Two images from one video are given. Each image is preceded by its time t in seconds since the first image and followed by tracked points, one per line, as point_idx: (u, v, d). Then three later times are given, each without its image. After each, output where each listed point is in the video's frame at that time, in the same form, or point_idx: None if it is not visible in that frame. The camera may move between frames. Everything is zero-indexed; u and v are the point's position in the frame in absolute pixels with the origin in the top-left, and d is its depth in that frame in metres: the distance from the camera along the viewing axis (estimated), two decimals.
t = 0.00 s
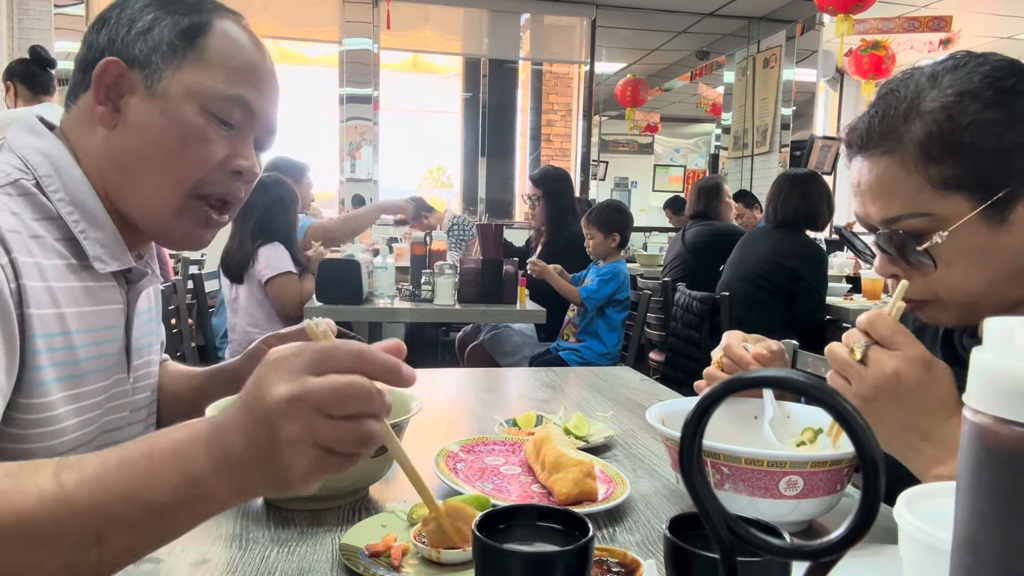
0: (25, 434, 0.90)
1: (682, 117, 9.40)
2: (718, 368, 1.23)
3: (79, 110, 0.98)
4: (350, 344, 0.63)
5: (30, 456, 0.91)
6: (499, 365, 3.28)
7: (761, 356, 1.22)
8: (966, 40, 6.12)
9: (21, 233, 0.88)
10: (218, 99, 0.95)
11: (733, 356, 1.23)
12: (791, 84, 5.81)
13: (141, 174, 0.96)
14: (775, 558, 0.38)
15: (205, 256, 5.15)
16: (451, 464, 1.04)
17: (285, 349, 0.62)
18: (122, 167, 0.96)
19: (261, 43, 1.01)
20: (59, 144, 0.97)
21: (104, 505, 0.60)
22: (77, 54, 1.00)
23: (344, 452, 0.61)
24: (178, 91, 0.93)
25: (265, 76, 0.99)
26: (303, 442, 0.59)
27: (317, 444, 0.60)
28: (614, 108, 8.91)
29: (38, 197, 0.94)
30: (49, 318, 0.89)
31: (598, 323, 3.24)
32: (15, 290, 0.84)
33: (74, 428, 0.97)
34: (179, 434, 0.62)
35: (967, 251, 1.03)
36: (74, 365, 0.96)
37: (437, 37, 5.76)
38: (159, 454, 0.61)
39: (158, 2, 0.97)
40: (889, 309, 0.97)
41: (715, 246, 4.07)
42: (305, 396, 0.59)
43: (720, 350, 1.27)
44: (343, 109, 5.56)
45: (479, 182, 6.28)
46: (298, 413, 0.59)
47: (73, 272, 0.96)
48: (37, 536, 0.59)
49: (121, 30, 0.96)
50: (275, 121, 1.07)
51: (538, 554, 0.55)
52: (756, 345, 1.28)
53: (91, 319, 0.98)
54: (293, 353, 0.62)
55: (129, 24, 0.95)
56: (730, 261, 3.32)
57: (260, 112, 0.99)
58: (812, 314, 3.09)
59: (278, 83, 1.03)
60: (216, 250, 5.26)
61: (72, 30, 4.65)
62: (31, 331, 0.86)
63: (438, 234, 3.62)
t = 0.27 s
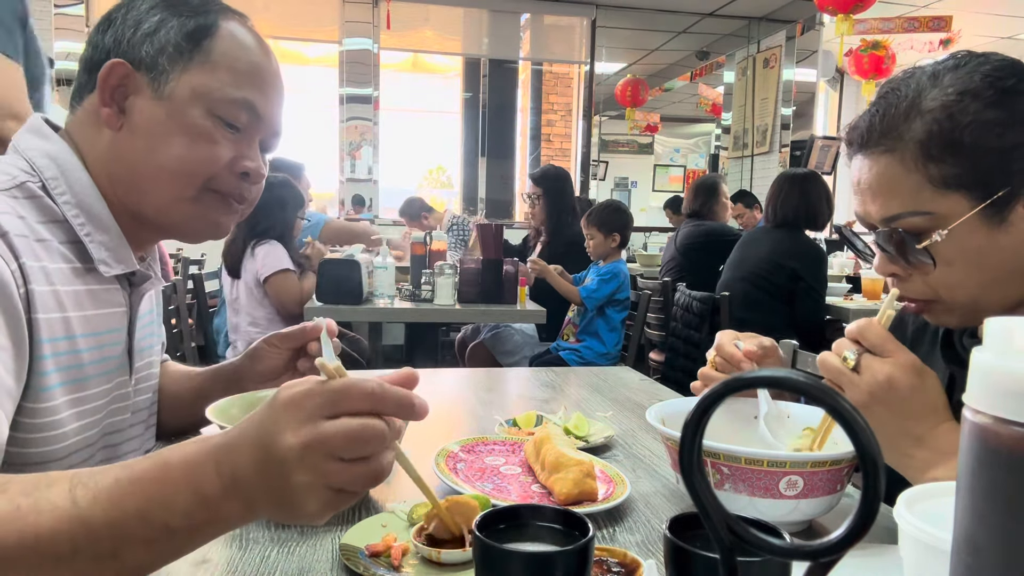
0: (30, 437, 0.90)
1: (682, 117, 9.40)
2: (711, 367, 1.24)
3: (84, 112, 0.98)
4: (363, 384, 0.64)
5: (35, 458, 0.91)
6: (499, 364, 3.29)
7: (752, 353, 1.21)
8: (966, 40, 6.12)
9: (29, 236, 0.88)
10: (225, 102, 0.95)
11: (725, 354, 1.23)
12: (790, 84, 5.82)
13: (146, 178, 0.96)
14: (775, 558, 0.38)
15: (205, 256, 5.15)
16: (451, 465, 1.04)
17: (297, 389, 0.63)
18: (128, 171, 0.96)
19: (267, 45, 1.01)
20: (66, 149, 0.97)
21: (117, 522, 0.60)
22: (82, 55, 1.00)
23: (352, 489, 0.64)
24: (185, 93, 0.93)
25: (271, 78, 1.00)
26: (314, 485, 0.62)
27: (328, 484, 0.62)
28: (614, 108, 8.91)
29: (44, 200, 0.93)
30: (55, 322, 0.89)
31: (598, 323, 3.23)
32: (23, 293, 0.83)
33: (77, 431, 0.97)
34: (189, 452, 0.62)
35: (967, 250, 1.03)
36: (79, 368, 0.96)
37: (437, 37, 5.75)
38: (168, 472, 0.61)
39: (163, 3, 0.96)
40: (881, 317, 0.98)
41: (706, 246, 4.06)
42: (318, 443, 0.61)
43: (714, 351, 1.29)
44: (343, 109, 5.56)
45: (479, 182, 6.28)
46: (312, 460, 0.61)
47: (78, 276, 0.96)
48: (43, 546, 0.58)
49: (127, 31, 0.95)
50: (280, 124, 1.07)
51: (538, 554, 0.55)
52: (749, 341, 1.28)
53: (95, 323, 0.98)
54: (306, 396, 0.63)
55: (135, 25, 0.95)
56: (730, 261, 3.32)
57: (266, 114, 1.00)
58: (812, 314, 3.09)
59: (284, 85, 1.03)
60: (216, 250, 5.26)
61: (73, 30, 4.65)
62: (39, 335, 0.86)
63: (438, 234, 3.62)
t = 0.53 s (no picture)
0: (31, 438, 0.90)
1: (682, 116, 9.40)
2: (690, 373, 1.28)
3: (87, 112, 0.98)
4: (360, 382, 0.65)
5: (36, 459, 0.91)
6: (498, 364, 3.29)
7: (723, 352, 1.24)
8: (966, 40, 6.12)
9: (31, 237, 0.88)
10: (228, 104, 0.95)
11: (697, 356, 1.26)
12: (791, 84, 5.85)
13: (148, 178, 0.96)
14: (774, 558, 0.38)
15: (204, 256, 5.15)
16: (451, 465, 1.04)
17: (296, 385, 0.64)
18: (130, 172, 0.96)
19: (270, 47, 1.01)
20: (68, 148, 0.97)
21: (115, 523, 0.60)
22: (85, 56, 1.00)
23: (348, 488, 0.64)
24: (187, 95, 0.93)
25: (274, 79, 1.00)
26: (310, 482, 0.62)
27: (324, 482, 0.62)
28: (614, 108, 8.91)
29: (46, 201, 0.93)
30: (57, 323, 0.89)
31: (598, 323, 3.23)
32: (25, 295, 0.84)
33: (78, 432, 0.97)
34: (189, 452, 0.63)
35: (967, 248, 1.04)
36: (80, 370, 0.96)
37: (437, 37, 5.75)
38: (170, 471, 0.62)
39: (167, 5, 0.96)
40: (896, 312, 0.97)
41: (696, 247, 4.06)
42: (315, 438, 0.61)
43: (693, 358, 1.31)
44: (343, 109, 5.58)
45: (479, 182, 6.27)
46: (308, 455, 0.61)
47: (80, 277, 0.96)
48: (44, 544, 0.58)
49: (130, 32, 0.95)
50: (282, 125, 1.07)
51: (537, 554, 0.55)
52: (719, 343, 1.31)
53: (96, 323, 0.98)
54: (304, 392, 0.63)
55: (138, 26, 0.95)
56: (730, 260, 3.32)
57: (269, 117, 1.00)
58: (812, 314, 3.08)
59: (287, 87, 1.03)
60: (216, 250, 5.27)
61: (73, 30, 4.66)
62: (40, 336, 0.86)
63: (438, 233, 3.62)
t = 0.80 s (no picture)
0: (30, 439, 0.90)
1: (682, 117, 9.41)
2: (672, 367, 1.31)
3: (89, 113, 0.98)
4: (349, 383, 0.63)
5: (37, 459, 0.92)
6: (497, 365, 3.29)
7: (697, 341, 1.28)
8: (966, 40, 6.12)
9: (31, 239, 0.88)
10: (228, 105, 0.95)
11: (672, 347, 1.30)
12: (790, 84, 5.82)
13: (148, 179, 0.97)
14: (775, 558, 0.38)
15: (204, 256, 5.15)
16: (451, 465, 1.04)
17: (283, 389, 0.62)
18: (131, 174, 0.97)
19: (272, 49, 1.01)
20: (70, 150, 0.97)
21: (108, 529, 0.61)
22: (86, 56, 1.00)
23: (339, 491, 0.63)
24: (189, 96, 0.93)
25: (274, 80, 1.00)
26: (300, 486, 0.61)
27: (314, 486, 0.62)
28: (614, 108, 8.91)
29: (47, 201, 0.93)
30: (57, 324, 0.89)
31: (598, 324, 3.23)
32: (25, 297, 0.84)
33: (78, 433, 0.97)
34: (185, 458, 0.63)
35: (966, 243, 1.04)
36: (80, 371, 0.96)
37: (437, 37, 5.75)
38: (165, 478, 0.62)
39: (168, 6, 0.96)
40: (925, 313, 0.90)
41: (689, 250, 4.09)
42: (304, 443, 0.60)
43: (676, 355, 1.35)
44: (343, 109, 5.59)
45: (479, 182, 6.29)
46: (298, 460, 0.60)
47: (80, 278, 0.96)
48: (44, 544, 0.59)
49: (132, 33, 0.95)
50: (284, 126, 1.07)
51: (537, 554, 0.55)
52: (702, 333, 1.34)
53: (97, 324, 0.98)
54: (291, 396, 0.61)
55: (139, 27, 0.95)
56: (729, 260, 3.32)
57: (270, 118, 1.00)
58: (812, 314, 3.08)
59: (288, 88, 1.04)
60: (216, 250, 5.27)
61: (73, 30, 4.65)
62: (40, 338, 0.86)
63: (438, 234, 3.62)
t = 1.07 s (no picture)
0: (29, 439, 0.90)
1: (682, 117, 9.40)
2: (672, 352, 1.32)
3: (87, 112, 0.98)
4: (352, 419, 0.62)
5: (36, 458, 0.92)
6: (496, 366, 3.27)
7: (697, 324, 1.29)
8: (966, 40, 6.12)
9: (30, 239, 0.88)
10: (226, 104, 0.95)
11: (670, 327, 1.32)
12: (791, 84, 5.81)
13: (148, 179, 0.97)
14: (775, 558, 0.38)
15: (205, 256, 5.15)
16: (451, 465, 1.04)
17: (287, 421, 0.62)
18: (130, 174, 0.97)
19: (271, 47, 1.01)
20: (68, 149, 0.97)
21: (105, 538, 0.61)
22: (84, 56, 1.00)
23: (343, 519, 0.64)
24: (186, 95, 0.93)
25: (273, 79, 1.00)
26: (304, 516, 0.62)
27: (317, 516, 0.62)
28: (614, 108, 8.90)
29: (46, 202, 0.93)
30: (55, 324, 0.90)
31: (599, 324, 3.24)
32: (24, 296, 0.84)
33: (76, 433, 0.97)
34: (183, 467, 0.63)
35: (967, 238, 1.04)
36: (79, 371, 0.96)
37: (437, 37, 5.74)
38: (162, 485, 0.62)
39: (165, 5, 0.96)
40: (851, 357, 0.86)
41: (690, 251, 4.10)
42: (308, 478, 0.60)
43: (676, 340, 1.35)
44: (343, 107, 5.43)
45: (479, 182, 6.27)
46: (300, 493, 0.61)
47: (79, 278, 0.96)
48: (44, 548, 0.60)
49: (129, 31, 0.95)
50: (283, 125, 1.07)
51: (537, 555, 0.55)
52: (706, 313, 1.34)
53: (95, 323, 0.98)
54: (294, 432, 0.61)
55: (136, 26, 0.95)
56: (729, 260, 3.32)
57: (267, 116, 1.00)
58: (812, 314, 3.08)
59: (286, 87, 1.04)
60: (216, 250, 5.26)
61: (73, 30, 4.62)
62: (39, 338, 0.86)
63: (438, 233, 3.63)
